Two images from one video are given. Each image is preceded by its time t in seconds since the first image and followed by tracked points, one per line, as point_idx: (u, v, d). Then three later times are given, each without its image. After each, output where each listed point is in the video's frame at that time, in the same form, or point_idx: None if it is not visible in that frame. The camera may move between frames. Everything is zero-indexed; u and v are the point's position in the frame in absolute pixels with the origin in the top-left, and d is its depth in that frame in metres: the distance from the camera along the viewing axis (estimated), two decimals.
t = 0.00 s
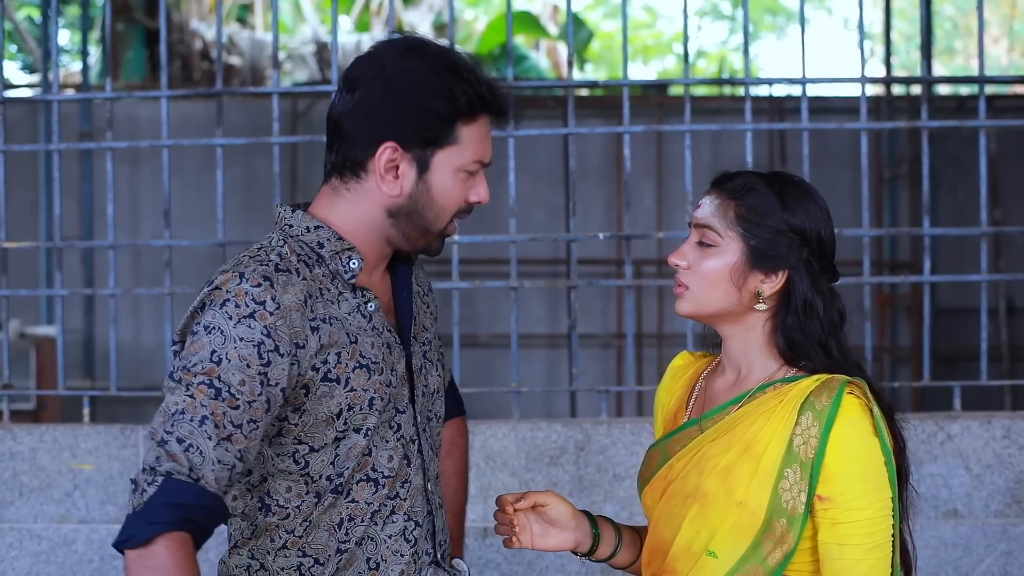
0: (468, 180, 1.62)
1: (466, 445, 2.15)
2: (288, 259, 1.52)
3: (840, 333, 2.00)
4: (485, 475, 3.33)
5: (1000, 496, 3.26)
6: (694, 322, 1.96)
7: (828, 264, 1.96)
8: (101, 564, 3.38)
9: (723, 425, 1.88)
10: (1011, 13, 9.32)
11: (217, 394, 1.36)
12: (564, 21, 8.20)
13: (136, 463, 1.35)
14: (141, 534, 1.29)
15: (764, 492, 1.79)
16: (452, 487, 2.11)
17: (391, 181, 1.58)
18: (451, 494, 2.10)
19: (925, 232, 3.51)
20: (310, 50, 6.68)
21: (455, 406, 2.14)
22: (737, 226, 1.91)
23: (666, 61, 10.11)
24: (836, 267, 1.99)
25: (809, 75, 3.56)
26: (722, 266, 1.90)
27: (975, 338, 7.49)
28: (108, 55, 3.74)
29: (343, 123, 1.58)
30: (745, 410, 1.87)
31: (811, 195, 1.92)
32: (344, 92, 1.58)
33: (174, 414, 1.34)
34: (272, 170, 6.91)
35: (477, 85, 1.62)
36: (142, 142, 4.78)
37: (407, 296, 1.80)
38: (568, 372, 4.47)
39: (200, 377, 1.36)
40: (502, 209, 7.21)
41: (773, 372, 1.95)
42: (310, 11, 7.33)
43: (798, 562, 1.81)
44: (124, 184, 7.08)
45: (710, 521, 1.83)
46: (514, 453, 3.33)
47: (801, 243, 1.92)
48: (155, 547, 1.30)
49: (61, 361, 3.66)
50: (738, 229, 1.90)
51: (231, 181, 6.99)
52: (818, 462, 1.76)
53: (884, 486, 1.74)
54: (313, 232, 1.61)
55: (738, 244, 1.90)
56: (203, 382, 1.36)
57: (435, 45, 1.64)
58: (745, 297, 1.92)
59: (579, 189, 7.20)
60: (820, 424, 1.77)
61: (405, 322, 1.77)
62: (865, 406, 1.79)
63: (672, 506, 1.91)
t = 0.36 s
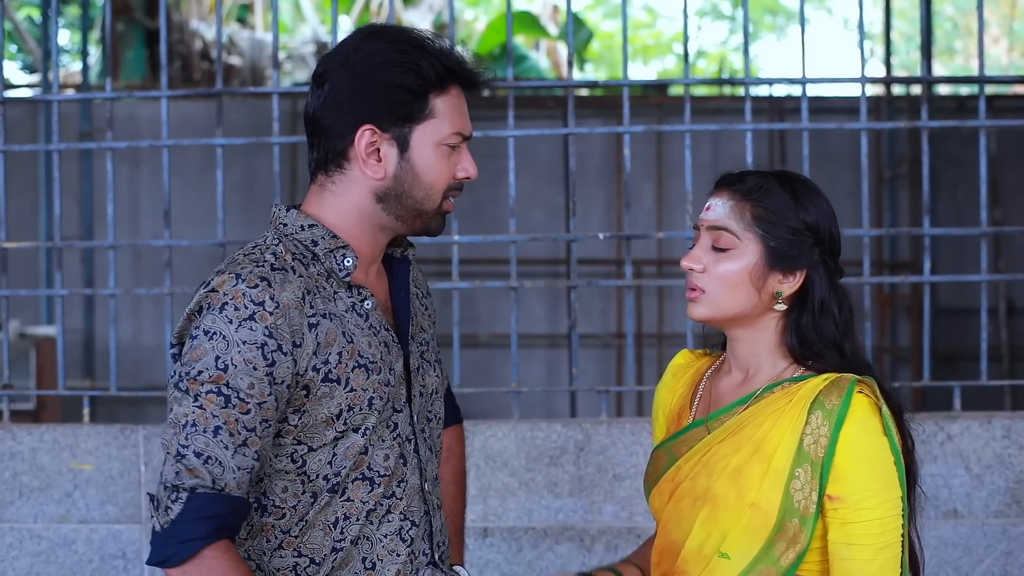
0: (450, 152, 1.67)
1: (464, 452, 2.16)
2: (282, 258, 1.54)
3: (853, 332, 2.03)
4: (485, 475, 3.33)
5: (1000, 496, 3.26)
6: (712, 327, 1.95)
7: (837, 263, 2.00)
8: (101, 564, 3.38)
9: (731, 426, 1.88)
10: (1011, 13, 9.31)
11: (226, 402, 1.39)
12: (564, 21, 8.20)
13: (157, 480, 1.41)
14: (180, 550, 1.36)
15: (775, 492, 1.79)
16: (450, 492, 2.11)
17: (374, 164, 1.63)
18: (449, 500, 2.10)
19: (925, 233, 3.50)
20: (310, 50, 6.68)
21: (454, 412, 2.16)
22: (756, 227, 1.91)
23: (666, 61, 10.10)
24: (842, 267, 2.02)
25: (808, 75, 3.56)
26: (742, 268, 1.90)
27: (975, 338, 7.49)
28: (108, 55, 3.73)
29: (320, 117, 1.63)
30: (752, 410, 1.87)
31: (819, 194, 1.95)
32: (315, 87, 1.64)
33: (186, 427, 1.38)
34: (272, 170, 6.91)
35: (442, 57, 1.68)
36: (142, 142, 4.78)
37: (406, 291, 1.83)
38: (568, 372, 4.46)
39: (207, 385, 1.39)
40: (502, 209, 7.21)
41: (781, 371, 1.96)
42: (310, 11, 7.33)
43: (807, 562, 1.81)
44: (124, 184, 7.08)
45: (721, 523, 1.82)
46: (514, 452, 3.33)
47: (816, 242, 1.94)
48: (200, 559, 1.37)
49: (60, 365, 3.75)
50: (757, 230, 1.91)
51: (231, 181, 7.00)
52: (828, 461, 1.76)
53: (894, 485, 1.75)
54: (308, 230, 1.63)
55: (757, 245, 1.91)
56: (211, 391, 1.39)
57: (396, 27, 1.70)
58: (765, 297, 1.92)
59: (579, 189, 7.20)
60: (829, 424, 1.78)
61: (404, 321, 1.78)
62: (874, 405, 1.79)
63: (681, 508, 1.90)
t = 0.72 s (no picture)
0: (448, 145, 1.67)
1: (463, 454, 2.16)
2: (284, 260, 1.55)
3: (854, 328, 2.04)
4: (486, 475, 3.33)
5: (1000, 496, 3.26)
6: (719, 328, 1.95)
7: (834, 257, 2.02)
8: (101, 564, 3.38)
9: (743, 434, 1.88)
10: (1011, 13, 9.31)
11: (233, 408, 1.40)
12: (563, 21, 8.20)
13: (167, 489, 1.41)
14: (191, 561, 1.37)
15: (792, 499, 1.79)
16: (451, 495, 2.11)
17: (372, 163, 1.63)
18: (450, 501, 2.10)
19: (925, 233, 3.50)
20: (310, 50, 6.68)
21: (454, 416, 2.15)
22: (758, 223, 1.92)
23: (667, 61, 10.10)
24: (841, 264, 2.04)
25: (808, 75, 3.55)
26: (747, 265, 1.91)
27: (975, 339, 7.49)
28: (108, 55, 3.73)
29: (315, 119, 1.63)
30: (764, 417, 1.87)
31: (814, 191, 1.98)
32: (308, 88, 1.63)
33: (193, 435, 1.38)
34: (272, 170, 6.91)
35: (434, 50, 1.68)
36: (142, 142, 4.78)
37: (408, 290, 1.83)
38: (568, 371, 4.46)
39: (213, 392, 1.40)
40: (502, 209, 7.20)
41: (789, 376, 1.95)
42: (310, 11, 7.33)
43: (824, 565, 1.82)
44: (124, 184, 7.08)
45: (738, 531, 1.82)
46: (514, 453, 3.33)
47: (814, 236, 1.96)
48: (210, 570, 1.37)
49: (60, 364, 3.73)
50: (760, 226, 1.92)
51: (231, 182, 7.00)
52: (844, 465, 1.76)
53: (908, 487, 1.76)
54: (308, 231, 1.63)
55: (760, 241, 1.92)
56: (217, 398, 1.40)
57: (384, 23, 1.69)
58: (771, 294, 1.93)
59: (579, 189, 7.20)
60: (844, 427, 1.78)
61: (405, 322, 1.77)
62: (886, 408, 1.80)
63: (692, 517, 1.89)
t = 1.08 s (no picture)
0: (448, 146, 1.67)
1: (463, 453, 2.16)
2: (284, 261, 1.55)
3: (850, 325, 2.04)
4: (486, 475, 3.33)
5: (1000, 496, 3.26)
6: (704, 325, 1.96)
7: (828, 255, 2.00)
8: (101, 564, 3.38)
9: (740, 433, 1.88)
10: (1012, 13, 9.31)
11: (238, 412, 1.40)
12: (564, 21, 8.20)
13: (174, 495, 1.41)
14: (200, 567, 1.37)
15: (787, 497, 1.79)
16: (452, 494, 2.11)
17: (373, 163, 1.63)
18: (450, 501, 2.10)
19: (925, 233, 3.50)
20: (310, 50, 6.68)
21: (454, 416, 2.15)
22: (740, 221, 1.93)
23: (666, 61, 10.10)
24: (835, 261, 2.02)
25: (808, 75, 3.55)
26: (727, 263, 1.91)
27: (974, 339, 7.49)
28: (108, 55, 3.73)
29: (315, 118, 1.63)
30: (762, 416, 1.87)
31: (802, 188, 1.97)
32: (308, 89, 1.63)
33: (199, 440, 1.38)
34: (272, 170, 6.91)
35: (435, 51, 1.68)
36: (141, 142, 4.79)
37: (406, 288, 1.83)
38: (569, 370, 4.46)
39: (218, 396, 1.40)
40: (502, 209, 7.20)
41: (787, 374, 1.95)
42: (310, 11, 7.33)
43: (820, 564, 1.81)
44: (124, 184, 7.08)
45: (734, 529, 1.82)
46: (514, 452, 3.33)
47: (806, 236, 1.95)
48: None
49: (60, 363, 3.70)
50: (742, 224, 1.92)
51: (231, 182, 6.99)
52: (840, 464, 1.76)
53: (905, 485, 1.76)
54: (308, 232, 1.63)
55: (741, 238, 1.92)
56: (222, 402, 1.40)
57: (386, 24, 1.69)
58: (753, 291, 1.92)
59: (578, 189, 7.20)
60: (840, 425, 1.79)
61: (404, 320, 1.78)
62: (882, 406, 1.80)
63: (689, 516, 1.90)
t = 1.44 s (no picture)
0: (450, 149, 1.68)
1: (462, 453, 2.16)
2: (285, 259, 1.55)
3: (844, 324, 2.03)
4: (486, 475, 3.33)
5: (1000, 496, 3.26)
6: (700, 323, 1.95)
7: (820, 253, 2.01)
8: (101, 564, 3.38)
9: (730, 429, 1.89)
10: (1011, 13, 9.31)
11: (240, 410, 1.40)
12: (564, 20, 8.20)
13: (176, 494, 1.41)
14: (202, 566, 1.36)
15: (774, 494, 1.79)
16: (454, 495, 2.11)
17: (375, 164, 1.63)
18: (449, 501, 2.10)
19: (925, 233, 3.50)
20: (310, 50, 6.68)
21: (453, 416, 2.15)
22: (733, 217, 1.93)
23: (666, 61, 10.10)
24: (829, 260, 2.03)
25: (808, 75, 3.55)
26: (721, 260, 1.91)
27: (974, 338, 7.49)
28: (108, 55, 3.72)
29: (318, 117, 1.63)
30: (751, 414, 1.87)
31: (793, 185, 1.99)
32: (312, 89, 1.63)
33: (200, 439, 1.38)
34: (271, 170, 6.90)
35: (440, 54, 1.68)
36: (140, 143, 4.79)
37: (406, 288, 1.83)
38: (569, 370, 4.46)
39: (219, 395, 1.40)
40: (502, 209, 7.20)
41: (778, 371, 1.95)
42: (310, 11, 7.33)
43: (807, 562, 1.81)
44: (124, 184, 7.08)
45: (720, 525, 1.83)
46: (514, 453, 3.33)
47: (800, 235, 1.96)
48: None
49: (60, 362, 3.69)
50: (735, 220, 1.93)
51: (231, 182, 6.99)
52: (827, 462, 1.76)
53: (892, 485, 1.75)
54: (308, 231, 1.63)
55: (735, 233, 1.93)
56: (223, 401, 1.40)
57: (389, 23, 1.69)
58: (749, 285, 1.93)
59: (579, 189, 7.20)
60: (828, 424, 1.78)
61: (404, 320, 1.78)
62: (871, 406, 1.80)
63: (679, 511, 1.90)
